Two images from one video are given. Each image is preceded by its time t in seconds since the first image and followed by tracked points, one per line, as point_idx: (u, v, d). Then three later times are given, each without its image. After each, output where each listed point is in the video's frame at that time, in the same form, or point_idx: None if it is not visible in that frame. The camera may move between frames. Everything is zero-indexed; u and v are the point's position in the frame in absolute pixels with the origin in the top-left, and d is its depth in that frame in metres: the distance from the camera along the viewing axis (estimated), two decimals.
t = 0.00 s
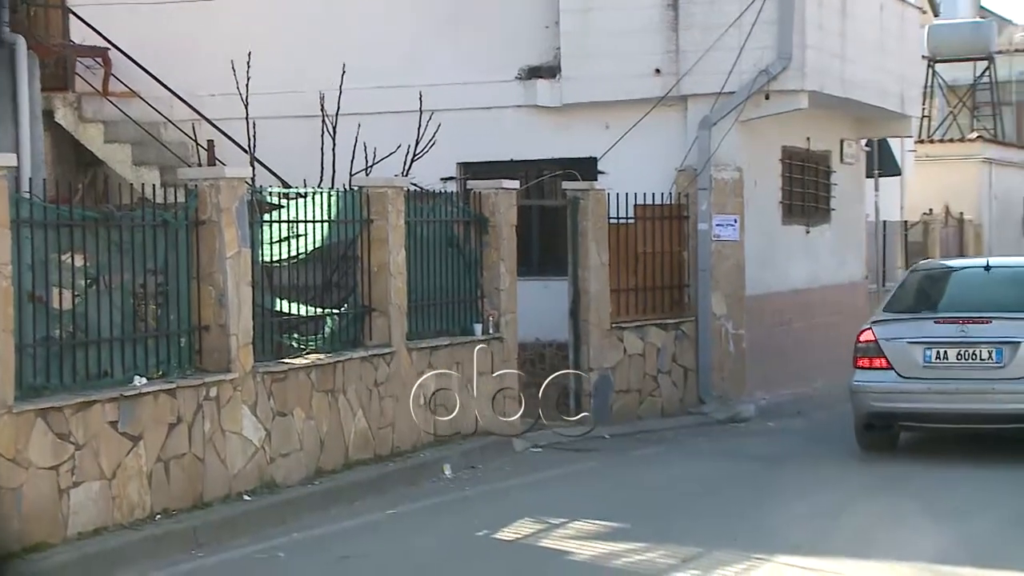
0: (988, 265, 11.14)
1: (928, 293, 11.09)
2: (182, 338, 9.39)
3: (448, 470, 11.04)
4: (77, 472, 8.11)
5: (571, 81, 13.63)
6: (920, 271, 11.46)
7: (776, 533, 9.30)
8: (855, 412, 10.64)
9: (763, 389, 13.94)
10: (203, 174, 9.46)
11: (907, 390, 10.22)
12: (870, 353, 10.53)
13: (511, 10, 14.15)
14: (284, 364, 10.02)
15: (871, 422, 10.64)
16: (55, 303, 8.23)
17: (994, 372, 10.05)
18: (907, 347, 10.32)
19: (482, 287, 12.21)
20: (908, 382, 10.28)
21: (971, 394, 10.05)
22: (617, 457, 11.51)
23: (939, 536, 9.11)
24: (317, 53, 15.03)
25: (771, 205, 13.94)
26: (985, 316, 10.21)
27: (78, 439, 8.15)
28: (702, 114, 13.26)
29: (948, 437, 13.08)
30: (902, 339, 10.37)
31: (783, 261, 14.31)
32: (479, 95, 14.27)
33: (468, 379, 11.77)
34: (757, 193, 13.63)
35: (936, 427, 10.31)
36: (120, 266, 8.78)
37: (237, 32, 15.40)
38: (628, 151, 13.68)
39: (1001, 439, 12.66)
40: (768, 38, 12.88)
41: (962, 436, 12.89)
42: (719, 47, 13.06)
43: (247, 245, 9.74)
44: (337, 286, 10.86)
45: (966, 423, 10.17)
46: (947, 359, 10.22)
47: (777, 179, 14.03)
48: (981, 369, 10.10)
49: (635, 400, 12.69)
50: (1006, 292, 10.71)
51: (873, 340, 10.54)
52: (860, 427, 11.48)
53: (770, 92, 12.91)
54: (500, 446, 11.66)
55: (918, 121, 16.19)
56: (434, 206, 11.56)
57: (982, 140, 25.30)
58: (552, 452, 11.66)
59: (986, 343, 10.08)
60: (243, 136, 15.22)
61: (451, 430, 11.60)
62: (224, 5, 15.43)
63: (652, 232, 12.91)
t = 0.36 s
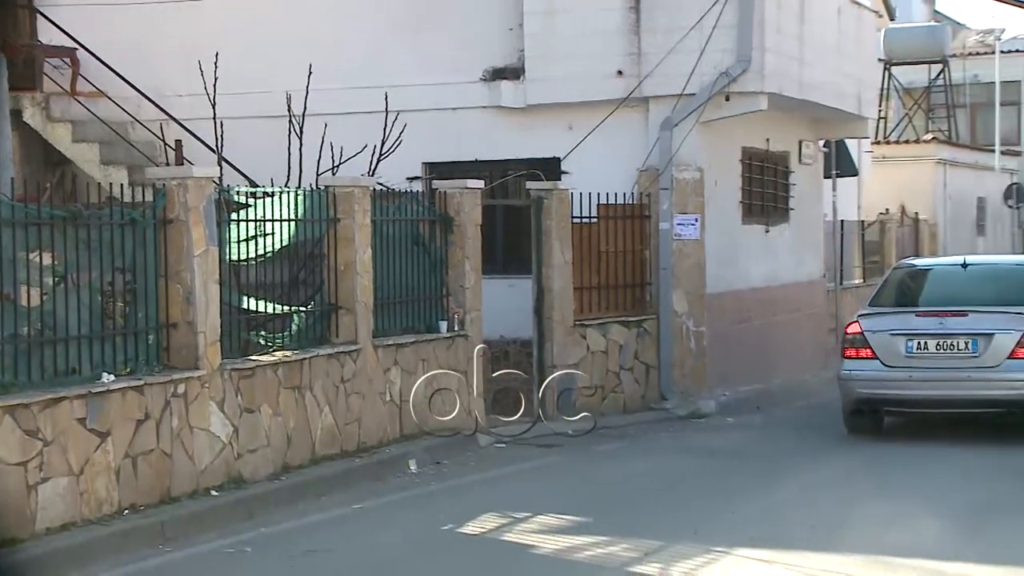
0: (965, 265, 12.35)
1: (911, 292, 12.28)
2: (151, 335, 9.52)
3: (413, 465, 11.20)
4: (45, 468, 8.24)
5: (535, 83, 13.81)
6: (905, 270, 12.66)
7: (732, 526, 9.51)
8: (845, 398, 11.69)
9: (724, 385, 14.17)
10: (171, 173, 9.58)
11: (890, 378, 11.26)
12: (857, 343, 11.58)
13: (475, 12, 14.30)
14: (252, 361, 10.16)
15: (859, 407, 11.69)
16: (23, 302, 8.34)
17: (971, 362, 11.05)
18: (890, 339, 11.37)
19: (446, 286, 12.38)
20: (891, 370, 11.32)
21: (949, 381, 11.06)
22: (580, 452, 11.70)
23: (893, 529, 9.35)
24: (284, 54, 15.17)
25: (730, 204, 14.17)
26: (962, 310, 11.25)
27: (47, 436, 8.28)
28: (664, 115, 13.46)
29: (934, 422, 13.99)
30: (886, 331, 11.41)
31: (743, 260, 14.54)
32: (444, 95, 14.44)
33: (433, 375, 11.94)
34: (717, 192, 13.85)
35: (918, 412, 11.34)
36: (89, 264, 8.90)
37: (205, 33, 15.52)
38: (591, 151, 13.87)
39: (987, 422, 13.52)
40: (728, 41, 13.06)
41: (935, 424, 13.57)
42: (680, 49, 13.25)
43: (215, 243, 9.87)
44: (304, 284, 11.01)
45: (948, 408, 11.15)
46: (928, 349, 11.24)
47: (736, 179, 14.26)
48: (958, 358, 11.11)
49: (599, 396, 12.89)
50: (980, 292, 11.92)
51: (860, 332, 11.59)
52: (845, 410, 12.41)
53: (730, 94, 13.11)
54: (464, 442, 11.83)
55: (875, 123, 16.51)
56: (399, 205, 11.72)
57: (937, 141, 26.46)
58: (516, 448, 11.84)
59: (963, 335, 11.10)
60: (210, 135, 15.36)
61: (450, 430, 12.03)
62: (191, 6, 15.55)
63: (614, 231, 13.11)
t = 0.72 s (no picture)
0: (943, 261, 13.01)
1: (891, 287, 12.92)
2: (114, 333, 9.54)
3: (377, 463, 11.27)
4: (7, 466, 8.27)
5: (498, 83, 13.89)
6: (886, 266, 13.31)
7: (692, 523, 9.62)
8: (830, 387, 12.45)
9: (685, 383, 14.31)
10: (135, 171, 9.60)
11: (871, 370, 12.00)
12: (841, 336, 12.32)
13: (439, 13, 14.38)
14: (216, 359, 10.20)
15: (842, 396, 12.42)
16: None
17: (946, 353, 11.77)
18: (871, 332, 12.10)
19: (410, 284, 12.46)
20: (872, 361, 12.06)
21: (925, 372, 11.77)
22: (543, 449, 11.81)
23: (852, 524, 9.49)
24: (249, 54, 15.21)
25: (692, 204, 14.31)
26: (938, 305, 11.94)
27: (9, 434, 8.30)
28: (626, 115, 13.57)
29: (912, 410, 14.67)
30: (867, 325, 12.14)
31: (704, 258, 14.69)
32: (407, 96, 14.51)
33: (396, 373, 12.02)
34: (679, 192, 14.00)
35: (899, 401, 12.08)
36: (51, 263, 8.93)
37: (169, 32, 15.56)
38: (554, 151, 13.97)
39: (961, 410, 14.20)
40: (690, 43, 13.23)
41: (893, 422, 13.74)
42: (641, 50, 13.39)
43: (179, 241, 9.91)
44: (268, 283, 11.05)
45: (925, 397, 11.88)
46: (907, 342, 11.96)
47: (697, 178, 14.40)
48: (934, 350, 11.83)
49: (562, 395, 13.00)
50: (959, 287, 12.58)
51: (843, 325, 12.33)
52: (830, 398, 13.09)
53: (692, 94, 13.27)
54: (428, 439, 11.92)
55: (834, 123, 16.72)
56: (363, 204, 11.79)
57: (893, 142, 27.28)
58: (479, 445, 11.94)
59: (938, 328, 11.81)
60: (174, 135, 15.40)
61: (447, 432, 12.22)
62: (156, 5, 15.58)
63: (577, 230, 13.22)
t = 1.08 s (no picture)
0: (924, 260, 13.85)
1: (875, 284, 13.76)
2: (78, 332, 9.54)
3: (342, 461, 11.31)
4: None
5: (463, 83, 13.95)
6: (871, 265, 14.16)
7: (655, 519, 9.71)
8: (817, 378, 13.29)
9: (650, 381, 14.42)
10: (100, 170, 9.60)
11: (855, 361, 12.84)
12: (828, 329, 13.17)
13: (404, 13, 14.45)
14: (181, 358, 10.20)
15: (829, 385, 13.26)
16: None
17: (925, 345, 12.62)
18: (855, 326, 12.94)
19: (375, 283, 12.51)
20: (856, 353, 12.91)
21: (905, 363, 12.61)
22: (508, 447, 11.90)
23: (814, 520, 9.58)
24: (214, 53, 15.22)
25: (655, 202, 14.44)
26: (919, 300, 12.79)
27: None
28: (591, 115, 13.66)
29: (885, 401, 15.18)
30: (852, 319, 12.99)
31: (668, 257, 14.81)
32: (372, 95, 14.55)
33: (362, 372, 12.06)
34: (643, 191, 14.13)
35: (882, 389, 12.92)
36: (14, 261, 8.92)
37: (134, 32, 15.57)
38: (518, 151, 14.02)
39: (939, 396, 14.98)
40: (653, 43, 13.36)
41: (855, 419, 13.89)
42: (605, 51, 13.51)
43: (144, 240, 9.92)
44: (233, 281, 11.06)
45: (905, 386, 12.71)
46: (889, 335, 12.80)
47: (661, 178, 14.52)
48: (914, 342, 12.67)
49: (526, 392, 13.09)
50: (938, 284, 13.42)
51: (829, 319, 13.18)
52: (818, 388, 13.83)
53: (656, 95, 13.41)
54: (393, 437, 11.98)
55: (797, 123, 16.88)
56: (329, 203, 11.83)
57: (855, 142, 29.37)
58: (444, 443, 12.01)
59: (918, 322, 12.65)
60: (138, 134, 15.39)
61: (451, 431, 12.30)
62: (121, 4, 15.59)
63: (542, 229, 13.29)
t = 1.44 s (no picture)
0: (907, 259, 14.67)
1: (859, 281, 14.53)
2: (39, 331, 9.50)
3: (305, 460, 11.31)
4: None
5: (427, 82, 13.97)
6: (855, 263, 14.96)
7: (616, 518, 9.75)
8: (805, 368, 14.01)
9: (613, 380, 14.51)
10: (61, 169, 9.57)
11: (840, 353, 13.59)
12: (815, 323, 13.92)
13: (368, 12, 14.47)
14: (143, 357, 10.17)
15: (816, 376, 14.01)
16: None
17: (906, 339, 13.38)
18: (841, 320, 13.69)
19: (339, 282, 12.53)
20: (841, 345, 13.65)
21: (887, 355, 13.36)
22: (472, 445, 11.96)
23: (776, 517, 9.64)
24: (177, 52, 15.21)
25: (618, 201, 14.56)
26: (901, 296, 13.55)
27: None
28: (554, 115, 13.73)
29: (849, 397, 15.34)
30: (838, 313, 13.74)
31: (630, 255, 14.95)
32: (335, 95, 14.57)
33: (325, 370, 12.08)
34: (606, 190, 14.24)
35: (866, 380, 13.66)
36: None
37: (96, 31, 15.56)
38: (480, 150, 14.05)
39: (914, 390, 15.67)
40: (616, 43, 13.47)
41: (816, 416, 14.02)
42: (568, 50, 13.60)
43: (105, 239, 9.89)
44: (196, 280, 11.03)
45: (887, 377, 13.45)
46: (872, 328, 13.56)
47: (623, 178, 14.63)
48: (896, 335, 13.42)
49: (489, 392, 13.14)
50: (921, 282, 14.25)
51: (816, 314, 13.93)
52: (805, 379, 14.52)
53: (619, 95, 13.49)
54: (356, 436, 12.00)
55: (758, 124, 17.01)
56: (293, 202, 11.85)
57: (819, 142, 30.38)
58: (407, 442, 12.05)
59: (899, 317, 13.41)
60: (100, 132, 15.37)
61: (450, 432, 12.30)
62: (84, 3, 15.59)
63: (505, 228, 13.33)
